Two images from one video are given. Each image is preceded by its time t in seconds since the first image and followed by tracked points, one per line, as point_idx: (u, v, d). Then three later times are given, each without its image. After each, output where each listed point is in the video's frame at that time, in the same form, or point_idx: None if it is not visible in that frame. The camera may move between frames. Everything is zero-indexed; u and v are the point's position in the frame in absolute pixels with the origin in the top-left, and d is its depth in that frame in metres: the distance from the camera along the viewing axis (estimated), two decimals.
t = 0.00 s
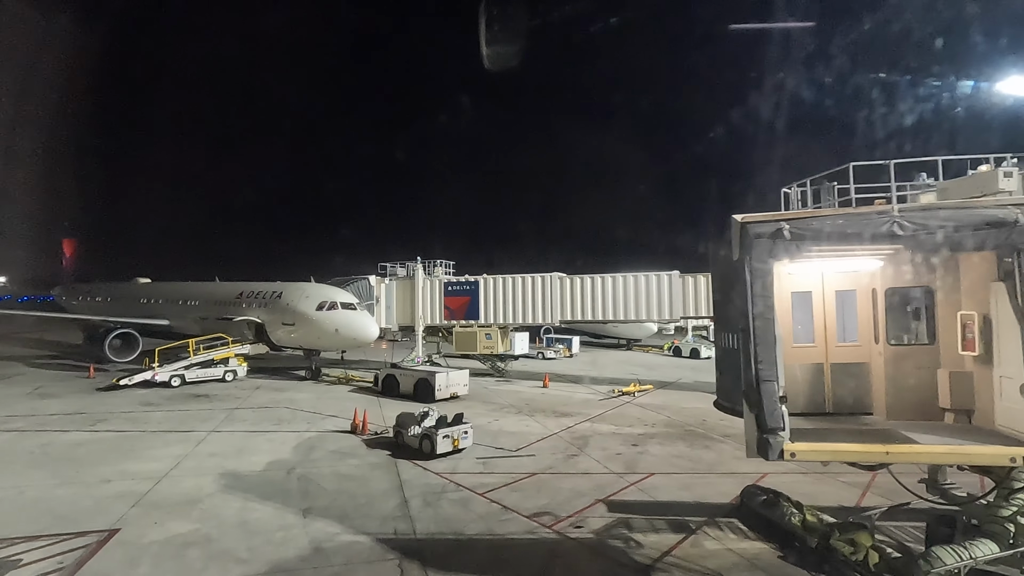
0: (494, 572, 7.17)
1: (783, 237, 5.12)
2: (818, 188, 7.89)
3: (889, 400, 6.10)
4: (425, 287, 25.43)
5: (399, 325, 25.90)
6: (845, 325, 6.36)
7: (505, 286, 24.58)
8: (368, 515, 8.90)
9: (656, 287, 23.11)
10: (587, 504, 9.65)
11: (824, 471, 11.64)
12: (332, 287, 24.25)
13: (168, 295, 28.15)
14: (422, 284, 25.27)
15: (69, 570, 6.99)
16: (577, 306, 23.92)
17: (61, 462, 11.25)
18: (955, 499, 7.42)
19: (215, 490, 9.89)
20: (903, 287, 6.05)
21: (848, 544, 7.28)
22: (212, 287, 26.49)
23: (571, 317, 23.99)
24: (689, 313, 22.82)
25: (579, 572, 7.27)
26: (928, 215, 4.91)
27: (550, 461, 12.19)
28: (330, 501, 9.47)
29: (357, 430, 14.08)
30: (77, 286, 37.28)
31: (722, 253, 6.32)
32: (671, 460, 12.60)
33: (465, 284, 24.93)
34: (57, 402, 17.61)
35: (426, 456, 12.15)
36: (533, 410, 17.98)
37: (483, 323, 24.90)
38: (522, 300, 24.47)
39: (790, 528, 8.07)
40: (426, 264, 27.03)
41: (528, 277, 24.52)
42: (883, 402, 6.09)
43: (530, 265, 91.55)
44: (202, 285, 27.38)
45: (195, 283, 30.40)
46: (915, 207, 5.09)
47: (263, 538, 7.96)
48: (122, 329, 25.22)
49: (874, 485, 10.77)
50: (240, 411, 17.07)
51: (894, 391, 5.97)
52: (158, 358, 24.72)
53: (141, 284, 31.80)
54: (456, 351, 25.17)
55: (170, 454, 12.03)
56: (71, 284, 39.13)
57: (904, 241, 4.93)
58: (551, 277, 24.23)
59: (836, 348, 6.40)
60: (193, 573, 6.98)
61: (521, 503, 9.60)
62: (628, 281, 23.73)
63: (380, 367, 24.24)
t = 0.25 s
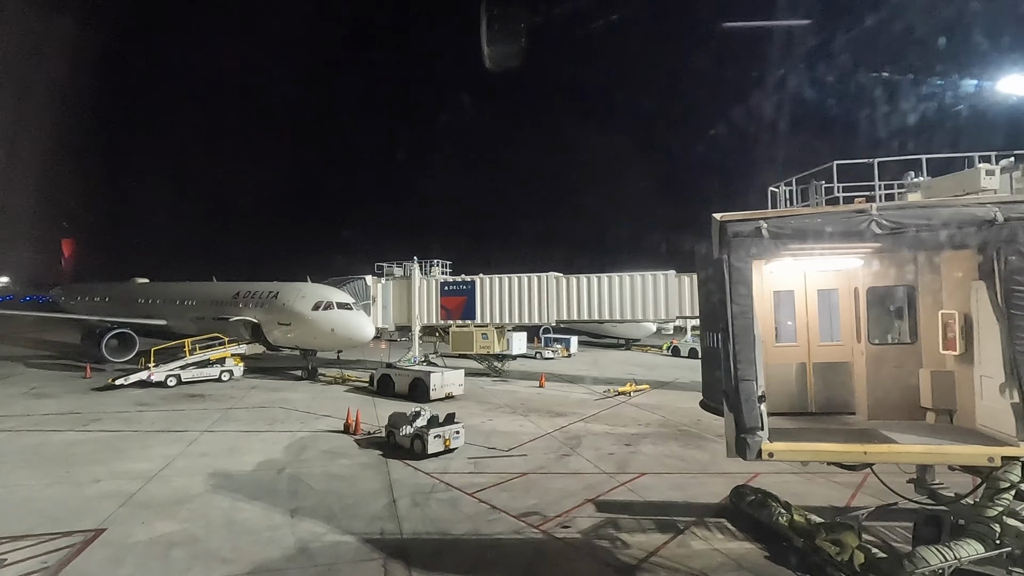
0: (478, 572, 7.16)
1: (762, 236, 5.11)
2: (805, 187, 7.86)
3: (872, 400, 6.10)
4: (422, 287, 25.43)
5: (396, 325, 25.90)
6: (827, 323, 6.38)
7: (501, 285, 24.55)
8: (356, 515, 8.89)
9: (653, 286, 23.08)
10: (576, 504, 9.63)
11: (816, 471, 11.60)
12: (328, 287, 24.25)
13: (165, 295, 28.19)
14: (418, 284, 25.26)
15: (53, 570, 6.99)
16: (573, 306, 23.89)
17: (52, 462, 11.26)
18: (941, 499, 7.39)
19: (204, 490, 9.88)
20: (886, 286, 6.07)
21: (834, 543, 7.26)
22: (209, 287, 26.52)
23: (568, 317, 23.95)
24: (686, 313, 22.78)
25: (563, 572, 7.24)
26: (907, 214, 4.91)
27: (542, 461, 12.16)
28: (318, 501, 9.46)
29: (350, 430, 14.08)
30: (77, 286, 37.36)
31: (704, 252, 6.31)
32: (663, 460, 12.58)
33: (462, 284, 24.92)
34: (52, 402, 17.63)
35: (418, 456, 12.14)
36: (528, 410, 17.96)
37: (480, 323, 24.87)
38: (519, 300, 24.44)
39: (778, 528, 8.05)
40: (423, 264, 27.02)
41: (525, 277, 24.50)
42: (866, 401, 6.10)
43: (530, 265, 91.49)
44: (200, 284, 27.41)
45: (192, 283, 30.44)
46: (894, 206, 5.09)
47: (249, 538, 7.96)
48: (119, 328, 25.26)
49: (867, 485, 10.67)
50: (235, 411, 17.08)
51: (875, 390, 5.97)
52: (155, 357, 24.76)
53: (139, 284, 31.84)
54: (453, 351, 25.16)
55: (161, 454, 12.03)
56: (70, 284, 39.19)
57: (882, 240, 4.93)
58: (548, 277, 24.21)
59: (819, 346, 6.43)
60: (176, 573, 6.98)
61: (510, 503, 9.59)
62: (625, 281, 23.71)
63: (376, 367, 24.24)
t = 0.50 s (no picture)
0: (461, 573, 7.14)
1: (739, 235, 5.09)
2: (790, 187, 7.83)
3: (852, 400, 6.09)
4: (417, 287, 25.42)
5: (391, 325, 25.89)
6: (808, 323, 6.38)
7: (497, 285, 24.54)
8: (342, 515, 8.88)
9: (648, 287, 23.07)
10: (564, 504, 9.62)
11: (806, 471, 11.58)
12: (323, 287, 24.24)
13: (161, 295, 28.19)
14: (413, 284, 25.25)
15: (35, 570, 6.99)
16: (568, 306, 23.88)
17: (42, 462, 11.25)
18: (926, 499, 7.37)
19: (192, 490, 9.88)
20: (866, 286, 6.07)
21: (819, 544, 7.23)
22: (204, 287, 26.51)
23: (562, 317, 23.94)
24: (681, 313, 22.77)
25: (547, 573, 7.22)
26: (884, 214, 4.90)
27: (532, 461, 12.15)
28: (305, 501, 9.45)
29: (342, 430, 14.07)
30: (74, 286, 37.37)
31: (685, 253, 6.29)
32: (653, 460, 12.56)
33: (457, 284, 24.91)
34: (45, 402, 17.62)
35: (408, 456, 12.13)
36: (521, 410, 17.95)
37: (475, 323, 24.86)
38: (514, 300, 24.42)
39: (764, 528, 8.02)
40: (418, 264, 27.01)
41: (520, 277, 24.49)
42: (847, 401, 6.08)
43: (529, 265, 91.45)
44: (195, 285, 27.40)
45: (189, 283, 30.43)
46: (872, 206, 5.08)
47: (234, 538, 7.95)
48: (114, 329, 25.26)
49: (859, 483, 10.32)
50: (228, 411, 17.07)
51: (855, 390, 5.96)
52: (150, 358, 24.76)
53: (135, 284, 31.84)
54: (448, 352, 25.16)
55: (151, 454, 12.02)
56: (68, 284, 39.20)
57: (860, 239, 4.92)
58: (543, 277, 24.20)
59: (799, 346, 6.44)
60: (159, 573, 6.97)
61: (497, 503, 9.58)
62: (620, 281, 23.70)
63: (371, 367, 24.24)
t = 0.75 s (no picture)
0: (445, 573, 7.13)
1: (717, 235, 5.07)
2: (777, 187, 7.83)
3: (833, 400, 6.09)
4: (412, 287, 25.41)
5: (387, 325, 25.87)
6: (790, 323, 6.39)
7: (492, 285, 24.52)
8: (329, 515, 8.87)
9: (643, 286, 23.05)
10: (552, 504, 9.60)
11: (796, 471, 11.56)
12: (318, 287, 24.23)
13: (157, 295, 28.17)
14: (409, 284, 25.24)
15: (18, 570, 6.98)
16: (563, 306, 23.86)
17: (31, 462, 11.23)
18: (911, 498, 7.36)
19: (180, 490, 9.86)
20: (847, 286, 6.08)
21: (804, 544, 7.21)
22: (200, 287, 26.50)
23: (558, 317, 23.91)
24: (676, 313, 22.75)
25: (531, 572, 7.20)
26: (861, 213, 4.88)
27: (523, 461, 12.13)
28: (293, 501, 9.44)
29: (333, 430, 14.04)
30: (71, 286, 37.35)
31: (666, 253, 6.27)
32: (644, 460, 12.54)
33: (453, 284, 24.89)
34: (38, 402, 17.59)
35: (398, 456, 12.11)
36: (515, 410, 17.92)
37: (470, 323, 24.83)
38: (509, 300, 24.40)
39: (750, 528, 8.00)
40: (414, 264, 27.00)
41: (515, 277, 24.47)
42: (827, 401, 6.08)
43: (527, 265, 91.39)
44: (191, 285, 27.38)
45: (185, 283, 30.42)
46: (851, 204, 5.07)
47: (219, 538, 7.94)
48: (110, 329, 25.24)
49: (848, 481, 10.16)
50: (221, 411, 17.05)
51: (836, 390, 5.96)
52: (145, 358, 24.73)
53: (131, 284, 31.82)
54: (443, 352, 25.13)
55: (141, 454, 12.01)
56: (65, 284, 39.19)
57: (837, 238, 4.91)
58: (538, 277, 24.18)
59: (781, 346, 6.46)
60: (141, 573, 6.95)
61: (485, 503, 9.56)
62: (615, 281, 23.69)
63: (366, 367, 24.22)
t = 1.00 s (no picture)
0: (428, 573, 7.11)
1: (694, 234, 5.05)
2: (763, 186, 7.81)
3: (814, 399, 6.09)
4: (408, 287, 25.38)
5: (382, 325, 25.84)
6: (771, 322, 6.40)
7: (487, 285, 24.49)
8: (316, 515, 8.85)
9: (638, 286, 23.02)
10: (540, 504, 9.58)
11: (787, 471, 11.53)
12: (313, 287, 24.20)
13: (152, 295, 28.13)
14: (404, 284, 25.23)
15: None
16: (558, 305, 23.83)
17: (19, 463, 11.20)
18: (896, 498, 7.40)
19: (168, 490, 9.84)
20: (828, 285, 6.08)
21: (788, 544, 7.20)
22: (195, 287, 26.46)
23: (552, 317, 23.88)
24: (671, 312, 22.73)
25: (516, 573, 7.19)
26: (838, 211, 4.86)
27: (513, 461, 12.11)
28: (280, 501, 9.42)
29: (325, 430, 14.02)
30: (67, 286, 37.28)
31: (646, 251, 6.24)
32: (635, 459, 12.52)
33: (448, 283, 24.87)
34: (31, 403, 17.55)
35: (389, 455, 12.09)
36: (508, 410, 17.88)
37: (465, 323, 24.80)
38: (504, 299, 24.37)
39: (736, 528, 7.99)
40: (409, 264, 26.98)
41: (510, 277, 24.45)
42: (808, 401, 6.08)
43: (526, 265, 91.28)
44: (186, 284, 27.34)
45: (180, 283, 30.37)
46: (829, 203, 5.04)
47: (204, 538, 7.91)
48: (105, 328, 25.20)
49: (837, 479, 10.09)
50: (213, 411, 17.02)
51: (816, 390, 5.96)
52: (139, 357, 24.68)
53: (127, 284, 31.77)
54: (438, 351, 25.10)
55: (131, 454, 11.98)
56: (62, 284, 39.13)
57: (815, 237, 4.88)
58: (533, 276, 24.15)
59: (762, 346, 6.46)
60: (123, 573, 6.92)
61: (473, 503, 9.54)
62: (610, 280, 23.66)
63: (361, 367, 24.18)
